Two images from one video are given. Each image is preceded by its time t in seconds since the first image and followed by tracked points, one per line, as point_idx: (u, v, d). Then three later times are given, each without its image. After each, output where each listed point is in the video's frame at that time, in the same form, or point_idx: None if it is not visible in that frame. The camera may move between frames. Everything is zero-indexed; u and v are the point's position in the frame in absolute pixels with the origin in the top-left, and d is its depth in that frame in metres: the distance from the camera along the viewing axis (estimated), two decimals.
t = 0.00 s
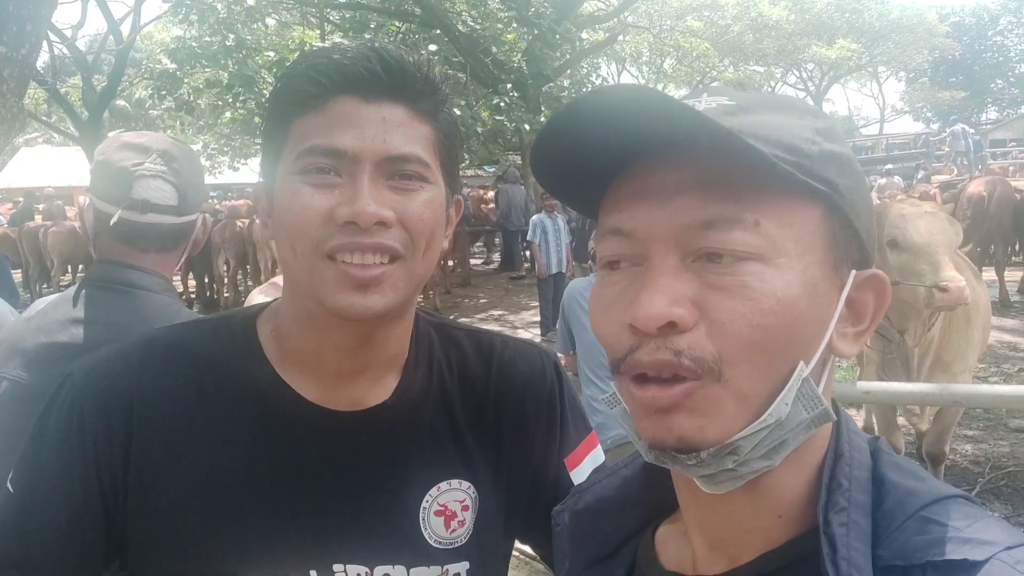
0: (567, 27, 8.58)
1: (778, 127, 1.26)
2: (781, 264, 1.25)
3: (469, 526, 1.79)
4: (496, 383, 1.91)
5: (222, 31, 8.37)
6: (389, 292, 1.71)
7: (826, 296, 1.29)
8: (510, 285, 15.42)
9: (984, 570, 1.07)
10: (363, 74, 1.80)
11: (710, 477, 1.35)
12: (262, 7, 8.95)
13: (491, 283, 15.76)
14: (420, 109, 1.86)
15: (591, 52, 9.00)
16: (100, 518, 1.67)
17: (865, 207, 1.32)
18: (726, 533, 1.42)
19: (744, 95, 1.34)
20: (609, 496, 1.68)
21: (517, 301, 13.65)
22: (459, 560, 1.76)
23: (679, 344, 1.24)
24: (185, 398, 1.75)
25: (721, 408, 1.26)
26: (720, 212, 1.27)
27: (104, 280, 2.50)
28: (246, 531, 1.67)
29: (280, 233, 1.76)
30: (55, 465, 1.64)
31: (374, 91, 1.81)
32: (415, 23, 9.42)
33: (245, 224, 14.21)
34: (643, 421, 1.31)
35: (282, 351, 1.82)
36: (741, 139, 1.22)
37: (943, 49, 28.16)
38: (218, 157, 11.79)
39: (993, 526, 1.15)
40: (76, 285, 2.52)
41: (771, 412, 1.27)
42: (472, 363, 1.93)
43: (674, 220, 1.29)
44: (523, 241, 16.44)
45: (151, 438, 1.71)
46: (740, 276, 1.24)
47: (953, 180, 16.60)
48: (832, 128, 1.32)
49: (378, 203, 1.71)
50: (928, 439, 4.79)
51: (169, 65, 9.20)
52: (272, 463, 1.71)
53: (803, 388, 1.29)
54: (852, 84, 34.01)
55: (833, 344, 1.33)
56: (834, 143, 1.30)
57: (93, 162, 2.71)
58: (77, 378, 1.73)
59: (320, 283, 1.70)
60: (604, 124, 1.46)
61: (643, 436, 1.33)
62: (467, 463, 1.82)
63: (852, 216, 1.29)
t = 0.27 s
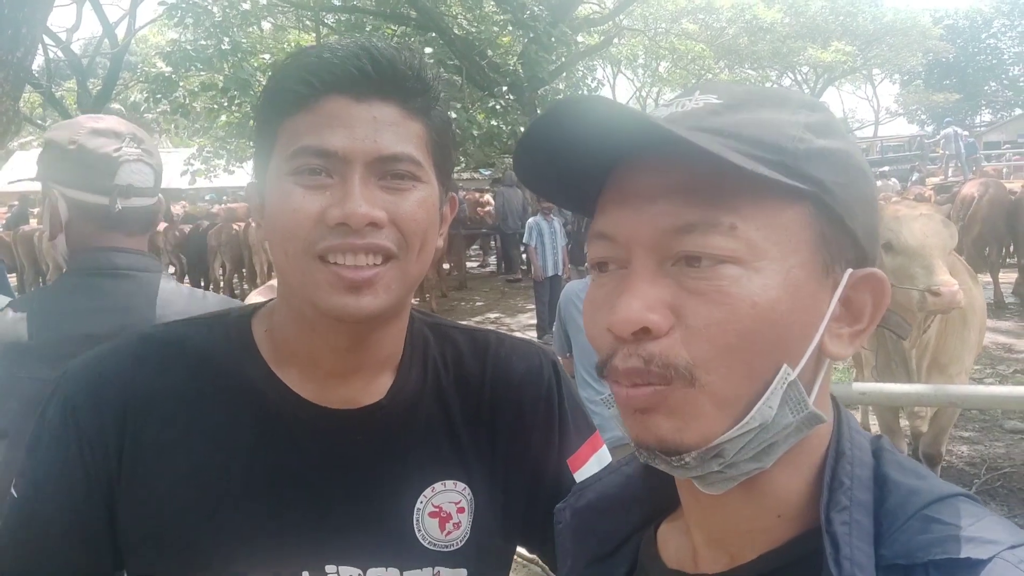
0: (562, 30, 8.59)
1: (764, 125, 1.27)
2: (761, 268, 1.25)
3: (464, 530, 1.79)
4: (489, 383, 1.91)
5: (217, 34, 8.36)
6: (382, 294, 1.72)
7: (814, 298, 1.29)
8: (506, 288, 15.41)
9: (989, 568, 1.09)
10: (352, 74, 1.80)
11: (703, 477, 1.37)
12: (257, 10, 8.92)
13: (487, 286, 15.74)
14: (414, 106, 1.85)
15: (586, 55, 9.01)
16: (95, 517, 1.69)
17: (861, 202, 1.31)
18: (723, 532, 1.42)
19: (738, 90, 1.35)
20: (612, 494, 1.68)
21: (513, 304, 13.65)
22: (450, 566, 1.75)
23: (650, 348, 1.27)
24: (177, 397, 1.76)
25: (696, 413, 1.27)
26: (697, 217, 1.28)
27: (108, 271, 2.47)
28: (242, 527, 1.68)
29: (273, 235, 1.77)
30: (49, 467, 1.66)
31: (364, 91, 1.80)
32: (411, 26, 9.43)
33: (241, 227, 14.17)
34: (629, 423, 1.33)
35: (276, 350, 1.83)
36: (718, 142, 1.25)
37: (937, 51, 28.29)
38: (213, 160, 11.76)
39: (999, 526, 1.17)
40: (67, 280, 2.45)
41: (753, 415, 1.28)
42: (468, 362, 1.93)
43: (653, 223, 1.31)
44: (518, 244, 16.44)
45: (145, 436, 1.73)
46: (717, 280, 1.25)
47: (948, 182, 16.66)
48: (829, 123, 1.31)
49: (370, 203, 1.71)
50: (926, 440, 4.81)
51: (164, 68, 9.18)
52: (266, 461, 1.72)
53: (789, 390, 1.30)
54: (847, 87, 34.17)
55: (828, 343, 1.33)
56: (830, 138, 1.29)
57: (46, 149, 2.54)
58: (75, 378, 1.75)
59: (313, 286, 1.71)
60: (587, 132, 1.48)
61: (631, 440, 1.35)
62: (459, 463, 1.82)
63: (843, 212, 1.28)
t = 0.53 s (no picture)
0: (555, 43, 8.65)
1: (745, 128, 1.29)
2: (741, 270, 1.26)
3: (468, 543, 1.85)
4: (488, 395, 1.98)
5: (210, 46, 8.36)
6: (383, 316, 1.78)
7: (797, 302, 1.30)
8: (498, 300, 15.42)
9: (983, 571, 1.09)
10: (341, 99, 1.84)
11: (692, 480, 1.38)
12: (251, 22, 8.95)
13: (479, 298, 15.75)
14: (404, 128, 1.91)
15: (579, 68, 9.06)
16: (115, 544, 1.74)
17: (850, 205, 1.31)
18: (715, 533, 1.43)
19: (728, 92, 1.37)
20: (608, 495, 1.68)
21: (505, 316, 13.65)
22: None
23: (633, 350, 1.28)
24: (185, 418, 1.80)
25: (679, 416, 1.29)
26: (674, 220, 1.29)
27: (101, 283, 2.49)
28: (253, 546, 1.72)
29: (273, 263, 1.81)
30: (67, 498, 1.71)
31: (355, 116, 1.85)
32: (404, 39, 9.48)
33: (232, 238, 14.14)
34: (615, 427, 1.35)
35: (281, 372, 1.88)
36: (696, 146, 1.27)
37: (925, 68, 28.58)
38: (205, 172, 11.74)
39: (990, 529, 1.18)
40: (60, 294, 2.41)
41: (736, 420, 1.29)
42: (469, 372, 2.01)
43: (635, 225, 1.32)
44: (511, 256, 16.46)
45: (155, 459, 1.76)
46: (695, 282, 1.26)
47: (937, 197, 16.78)
48: (820, 125, 1.32)
49: (367, 228, 1.76)
50: (917, 451, 4.83)
51: (157, 80, 9.17)
52: (274, 478, 1.76)
53: (773, 394, 1.30)
54: (836, 103, 34.44)
55: (814, 346, 1.34)
56: (818, 141, 1.30)
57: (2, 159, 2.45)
58: (83, 410, 1.79)
59: (316, 312, 1.76)
60: (576, 141, 1.53)
61: (619, 444, 1.37)
62: (464, 474, 1.88)
63: (826, 215, 1.29)
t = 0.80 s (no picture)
0: (549, 50, 8.67)
1: (731, 133, 1.29)
2: (729, 278, 1.26)
3: (475, 547, 1.84)
4: (491, 400, 1.98)
5: (204, 54, 8.33)
6: (391, 328, 1.78)
7: (786, 307, 1.30)
8: (494, 306, 15.41)
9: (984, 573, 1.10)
10: (358, 109, 1.84)
11: (688, 486, 1.37)
12: (244, 31, 8.96)
13: (474, 305, 15.74)
14: (418, 141, 1.91)
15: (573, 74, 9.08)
16: (128, 545, 1.76)
17: (838, 207, 1.30)
18: (715, 536, 1.43)
19: (712, 99, 1.38)
20: (606, 499, 1.68)
21: (501, 322, 13.64)
22: None
23: (621, 361, 1.27)
24: (195, 423, 1.81)
25: (667, 424, 1.28)
26: (660, 231, 1.29)
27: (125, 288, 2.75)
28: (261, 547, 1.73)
29: (284, 271, 1.81)
30: (83, 498, 1.75)
31: (371, 127, 1.85)
32: (398, 46, 9.49)
33: (227, 246, 14.12)
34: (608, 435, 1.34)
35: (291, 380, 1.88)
36: (677, 155, 1.27)
37: (917, 72, 28.74)
38: (200, 180, 11.73)
39: (989, 530, 1.18)
40: (97, 299, 2.65)
41: (727, 428, 1.28)
42: (474, 376, 2.01)
43: (620, 236, 1.33)
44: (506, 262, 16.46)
45: (164, 463, 1.77)
46: (680, 292, 1.26)
47: (930, 200, 16.85)
48: (804, 128, 1.31)
49: (378, 239, 1.76)
50: (914, 454, 4.83)
51: (150, 88, 9.16)
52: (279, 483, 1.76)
53: (765, 401, 1.30)
54: (829, 107, 34.59)
55: (806, 351, 1.33)
56: (805, 144, 1.29)
57: (16, 166, 2.74)
58: (96, 414, 1.81)
59: (326, 322, 1.76)
60: (562, 151, 1.52)
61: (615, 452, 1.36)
62: (468, 478, 1.88)
63: (813, 219, 1.28)
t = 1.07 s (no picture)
0: (548, 58, 8.70)
1: (720, 141, 1.29)
2: (728, 290, 1.26)
3: (477, 546, 1.85)
4: (491, 404, 1.96)
5: (205, 61, 8.35)
6: (392, 328, 1.78)
7: (785, 314, 1.29)
8: (493, 314, 15.41)
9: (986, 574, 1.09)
10: (356, 113, 1.84)
11: (692, 496, 1.37)
12: (245, 38, 8.99)
13: (473, 312, 15.74)
14: (417, 142, 1.91)
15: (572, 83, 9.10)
16: (129, 545, 1.75)
17: (831, 212, 1.30)
18: (717, 542, 1.43)
19: (701, 103, 1.37)
20: (606, 504, 1.67)
21: (500, 330, 13.63)
22: None
23: (625, 377, 1.27)
24: (195, 426, 1.80)
25: (672, 437, 1.29)
26: (655, 245, 1.29)
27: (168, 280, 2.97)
28: (263, 548, 1.72)
29: (285, 273, 1.81)
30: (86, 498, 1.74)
31: (370, 129, 1.85)
32: (398, 55, 9.53)
33: (226, 253, 14.12)
34: (610, 447, 1.34)
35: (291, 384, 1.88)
36: (670, 168, 1.27)
37: (915, 83, 28.85)
38: (200, 186, 11.74)
39: (992, 532, 1.17)
40: (152, 290, 2.84)
41: (729, 438, 1.28)
42: (475, 375, 2.01)
43: (616, 250, 1.32)
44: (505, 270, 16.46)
45: (165, 466, 1.76)
46: (680, 305, 1.26)
47: (929, 210, 16.88)
48: (792, 133, 1.32)
49: (379, 241, 1.76)
50: (914, 464, 4.82)
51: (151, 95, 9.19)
52: (278, 486, 1.76)
53: (766, 410, 1.29)
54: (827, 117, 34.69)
55: (805, 357, 1.33)
56: (795, 149, 1.30)
57: (77, 166, 2.92)
58: (98, 417, 1.80)
59: (328, 323, 1.76)
60: (548, 166, 1.51)
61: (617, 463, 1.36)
62: (470, 482, 1.88)
63: (809, 226, 1.28)
